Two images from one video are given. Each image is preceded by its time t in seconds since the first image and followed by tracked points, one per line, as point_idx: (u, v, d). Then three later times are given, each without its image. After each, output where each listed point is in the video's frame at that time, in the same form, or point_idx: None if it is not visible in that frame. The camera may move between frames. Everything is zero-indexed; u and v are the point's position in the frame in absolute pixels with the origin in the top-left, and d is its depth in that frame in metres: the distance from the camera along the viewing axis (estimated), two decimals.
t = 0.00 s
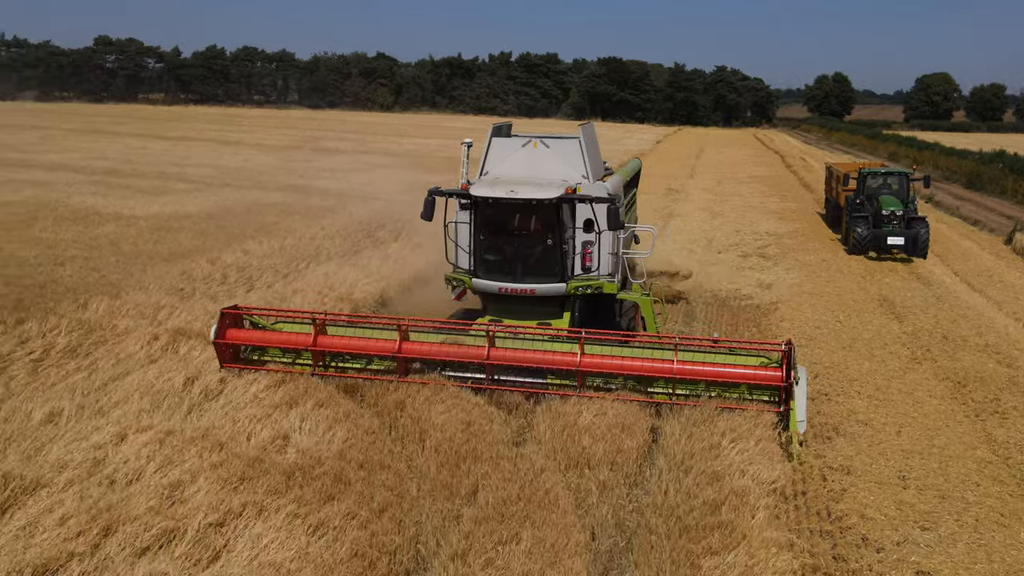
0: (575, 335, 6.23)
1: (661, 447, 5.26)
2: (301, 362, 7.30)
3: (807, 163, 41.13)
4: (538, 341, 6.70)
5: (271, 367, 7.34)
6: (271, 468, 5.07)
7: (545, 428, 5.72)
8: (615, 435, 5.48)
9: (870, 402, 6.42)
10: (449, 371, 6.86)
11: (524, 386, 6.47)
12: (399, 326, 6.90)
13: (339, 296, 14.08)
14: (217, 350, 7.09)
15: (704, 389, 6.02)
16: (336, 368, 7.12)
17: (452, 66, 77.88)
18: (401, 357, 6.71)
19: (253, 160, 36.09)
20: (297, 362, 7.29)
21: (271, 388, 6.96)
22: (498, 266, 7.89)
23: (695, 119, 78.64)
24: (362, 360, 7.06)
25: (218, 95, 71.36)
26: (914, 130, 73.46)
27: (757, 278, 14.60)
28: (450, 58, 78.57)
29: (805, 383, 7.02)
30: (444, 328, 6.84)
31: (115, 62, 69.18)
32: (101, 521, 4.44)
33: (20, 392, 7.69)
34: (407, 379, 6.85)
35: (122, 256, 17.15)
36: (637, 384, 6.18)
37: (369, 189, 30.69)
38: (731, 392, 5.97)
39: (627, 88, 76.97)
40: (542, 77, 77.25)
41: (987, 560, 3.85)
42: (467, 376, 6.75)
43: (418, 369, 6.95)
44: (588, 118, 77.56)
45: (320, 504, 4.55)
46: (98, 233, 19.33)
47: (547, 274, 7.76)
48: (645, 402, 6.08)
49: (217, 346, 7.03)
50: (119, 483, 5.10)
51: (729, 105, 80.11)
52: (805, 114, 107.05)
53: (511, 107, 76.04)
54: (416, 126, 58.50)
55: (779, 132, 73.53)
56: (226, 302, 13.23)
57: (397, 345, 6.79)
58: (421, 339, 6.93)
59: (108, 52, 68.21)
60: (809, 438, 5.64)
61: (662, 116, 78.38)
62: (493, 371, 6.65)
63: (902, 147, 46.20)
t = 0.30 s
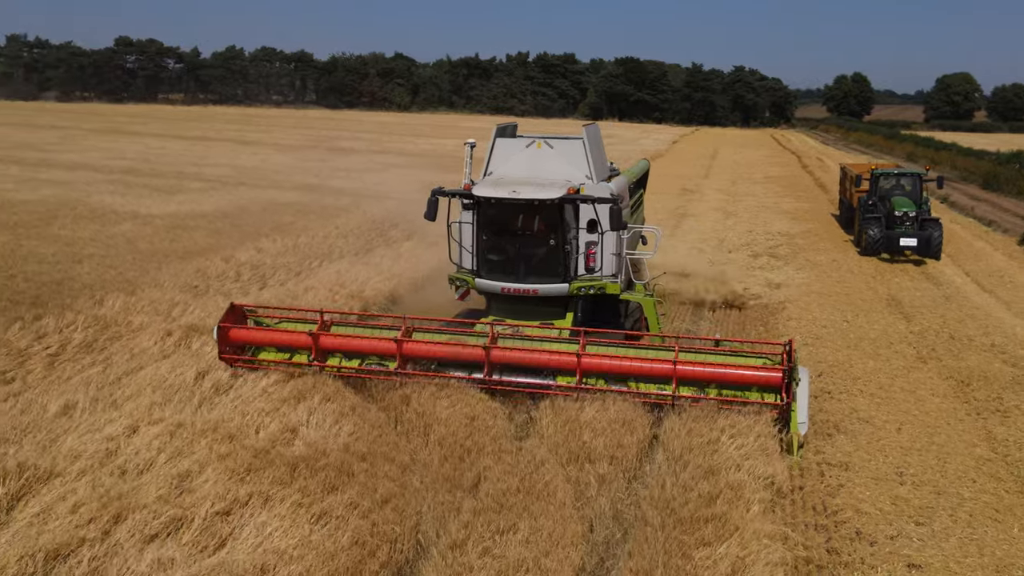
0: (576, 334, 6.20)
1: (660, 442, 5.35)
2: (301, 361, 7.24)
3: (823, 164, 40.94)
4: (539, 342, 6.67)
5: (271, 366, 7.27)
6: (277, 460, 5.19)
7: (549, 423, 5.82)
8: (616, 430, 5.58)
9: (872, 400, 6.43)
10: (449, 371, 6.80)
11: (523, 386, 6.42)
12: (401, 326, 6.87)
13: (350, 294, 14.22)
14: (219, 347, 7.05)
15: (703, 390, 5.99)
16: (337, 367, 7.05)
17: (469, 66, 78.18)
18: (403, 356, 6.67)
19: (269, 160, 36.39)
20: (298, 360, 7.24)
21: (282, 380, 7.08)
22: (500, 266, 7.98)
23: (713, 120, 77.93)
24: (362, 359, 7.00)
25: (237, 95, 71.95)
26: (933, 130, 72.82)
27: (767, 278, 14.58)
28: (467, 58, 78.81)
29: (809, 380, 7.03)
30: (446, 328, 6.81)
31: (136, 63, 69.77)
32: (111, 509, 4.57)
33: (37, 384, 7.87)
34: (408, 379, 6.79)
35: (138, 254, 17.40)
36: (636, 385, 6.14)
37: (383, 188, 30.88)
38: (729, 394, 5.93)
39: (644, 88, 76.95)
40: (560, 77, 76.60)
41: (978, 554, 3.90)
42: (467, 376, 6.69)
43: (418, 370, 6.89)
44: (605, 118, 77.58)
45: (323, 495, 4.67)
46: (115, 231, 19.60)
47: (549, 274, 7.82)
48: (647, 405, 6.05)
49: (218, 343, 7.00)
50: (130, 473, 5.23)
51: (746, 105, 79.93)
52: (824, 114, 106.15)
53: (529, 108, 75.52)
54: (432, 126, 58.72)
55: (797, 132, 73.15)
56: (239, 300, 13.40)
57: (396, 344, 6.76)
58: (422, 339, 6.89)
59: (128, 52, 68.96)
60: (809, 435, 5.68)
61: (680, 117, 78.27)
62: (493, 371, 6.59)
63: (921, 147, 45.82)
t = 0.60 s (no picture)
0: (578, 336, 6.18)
1: (661, 438, 5.41)
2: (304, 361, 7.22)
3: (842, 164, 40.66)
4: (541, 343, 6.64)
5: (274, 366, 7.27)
6: (285, 450, 5.32)
7: (552, 419, 5.89)
8: (618, 424, 5.66)
9: (877, 398, 6.44)
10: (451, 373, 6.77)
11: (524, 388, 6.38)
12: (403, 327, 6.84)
13: (363, 291, 14.37)
14: (223, 349, 7.06)
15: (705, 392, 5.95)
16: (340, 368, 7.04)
17: (490, 66, 78.57)
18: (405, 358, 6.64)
19: (289, 159, 36.78)
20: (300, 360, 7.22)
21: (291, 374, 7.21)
22: (505, 266, 8.04)
23: (734, 119, 78.93)
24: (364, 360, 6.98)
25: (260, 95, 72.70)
26: (958, 130, 71.95)
27: (780, 277, 14.54)
28: (488, 59, 79.17)
29: (813, 378, 7.06)
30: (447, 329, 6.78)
31: (160, 63, 70.63)
32: (124, 496, 4.72)
33: (55, 377, 8.07)
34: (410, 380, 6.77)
35: (157, 251, 17.69)
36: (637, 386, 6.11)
37: (400, 187, 31.10)
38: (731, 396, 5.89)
39: (665, 88, 76.95)
40: (581, 77, 76.54)
41: (971, 548, 3.96)
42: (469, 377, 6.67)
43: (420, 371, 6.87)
44: (625, 118, 77.57)
45: (329, 483, 4.80)
46: (136, 229, 19.92)
47: (553, 274, 7.89)
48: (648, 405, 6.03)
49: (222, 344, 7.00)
50: (143, 462, 5.38)
51: (768, 105, 80.01)
52: (846, 114, 104.97)
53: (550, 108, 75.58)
54: (451, 126, 59.04)
55: (818, 132, 72.67)
56: (254, 296, 13.60)
57: (399, 344, 6.72)
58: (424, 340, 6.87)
59: (154, 53, 70.00)
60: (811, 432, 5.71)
61: (701, 116, 78.48)
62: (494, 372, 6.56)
63: (944, 147, 45.34)
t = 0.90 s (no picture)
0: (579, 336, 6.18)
1: (663, 436, 5.46)
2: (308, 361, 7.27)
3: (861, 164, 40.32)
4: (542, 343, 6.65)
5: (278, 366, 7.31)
6: (292, 442, 5.42)
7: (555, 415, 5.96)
8: (620, 421, 5.72)
9: (881, 396, 6.43)
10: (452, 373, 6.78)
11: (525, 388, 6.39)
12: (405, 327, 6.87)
13: (374, 289, 14.48)
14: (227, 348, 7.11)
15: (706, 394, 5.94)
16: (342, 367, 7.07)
17: (508, 66, 78.73)
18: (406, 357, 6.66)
19: (306, 159, 37.05)
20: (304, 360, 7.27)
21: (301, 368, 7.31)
22: (508, 266, 8.10)
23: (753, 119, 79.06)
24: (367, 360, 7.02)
25: (279, 95, 73.23)
26: (980, 130, 71.10)
27: (791, 276, 14.48)
28: (506, 59, 79.28)
29: (817, 376, 7.05)
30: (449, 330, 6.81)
31: (181, 64, 71.44)
32: (133, 485, 4.84)
33: (70, 371, 8.23)
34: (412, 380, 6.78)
35: (173, 249, 17.91)
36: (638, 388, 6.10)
37: (415, 186, 31.24)
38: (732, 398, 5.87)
39: (683, 88, 76.69)
40: (599, 77, 76.22)
41: (965, 542, 4.01)
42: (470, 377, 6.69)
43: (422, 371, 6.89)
44: (644, 118, 77.21)
45: (332, 474, 4.89)
46: (153, 228, 20.18)
47: (556, 274, 7.94)
48: (649, 406, 6.02)
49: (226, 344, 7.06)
50: (153, 453, 5.50)
51: (787, 105, 79.73)
52: (866, 114, 103.96)
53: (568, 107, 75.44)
54: (468, 125, 59.13)
55: (838, 131, 72.09)
56: (266, 292, 13.73)
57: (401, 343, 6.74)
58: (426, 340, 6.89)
59: (175, 53, 70.78)
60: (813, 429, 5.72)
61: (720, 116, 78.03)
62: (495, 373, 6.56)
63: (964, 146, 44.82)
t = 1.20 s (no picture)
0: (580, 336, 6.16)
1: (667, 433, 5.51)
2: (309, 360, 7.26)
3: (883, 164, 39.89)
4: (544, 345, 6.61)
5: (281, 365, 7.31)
6: (300, 434, 5.52)
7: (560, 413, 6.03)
8: (623, 417, 5.77)
9: (886, 394, 6.41)
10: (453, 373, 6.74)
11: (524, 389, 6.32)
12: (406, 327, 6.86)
13: (388, 286, 14.60)
14: (230, 346, 7.13)
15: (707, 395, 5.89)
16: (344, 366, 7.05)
17: (529, 66, 78.80)
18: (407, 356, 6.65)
19: (326, 158, 37.36)
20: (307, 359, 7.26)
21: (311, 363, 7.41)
22: (512, 266, 8.17)
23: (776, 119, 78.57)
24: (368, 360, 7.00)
25: (302, 94, 73.85)
26: (1007, 130, 70.05)
27: (804, 276, 14.40)
28: (527, 59, 79.32)
29: (823, 374, 7.04)
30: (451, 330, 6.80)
31: (205, 65, 72.27)
32: (144, 473, 4.97)
33: (88, 364, 8.42)
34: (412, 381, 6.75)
35: (192, 246, 18.18)
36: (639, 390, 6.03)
37: (432, 185, 31.40)
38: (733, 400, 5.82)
39: (705, 88, 76.27)
40: (621, 77, 75.47)
41: (960, 536, 4.05)
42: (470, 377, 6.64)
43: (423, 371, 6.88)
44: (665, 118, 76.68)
45: (337, 465, 4.99)
46: (173, 225, 20.49)
47: (560, 274, 7.99)
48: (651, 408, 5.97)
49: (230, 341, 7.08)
50: (165, 443, 5.63)
51: (811, 104, 79.18)
52: (891, 114, 102.65)
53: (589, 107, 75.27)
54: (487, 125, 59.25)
55: (861, 131, 71.35)
56: (282, 289, 13.90)
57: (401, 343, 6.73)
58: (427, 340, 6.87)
59: (199, 54, 71.60)
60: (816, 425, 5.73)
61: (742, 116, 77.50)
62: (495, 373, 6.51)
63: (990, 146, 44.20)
